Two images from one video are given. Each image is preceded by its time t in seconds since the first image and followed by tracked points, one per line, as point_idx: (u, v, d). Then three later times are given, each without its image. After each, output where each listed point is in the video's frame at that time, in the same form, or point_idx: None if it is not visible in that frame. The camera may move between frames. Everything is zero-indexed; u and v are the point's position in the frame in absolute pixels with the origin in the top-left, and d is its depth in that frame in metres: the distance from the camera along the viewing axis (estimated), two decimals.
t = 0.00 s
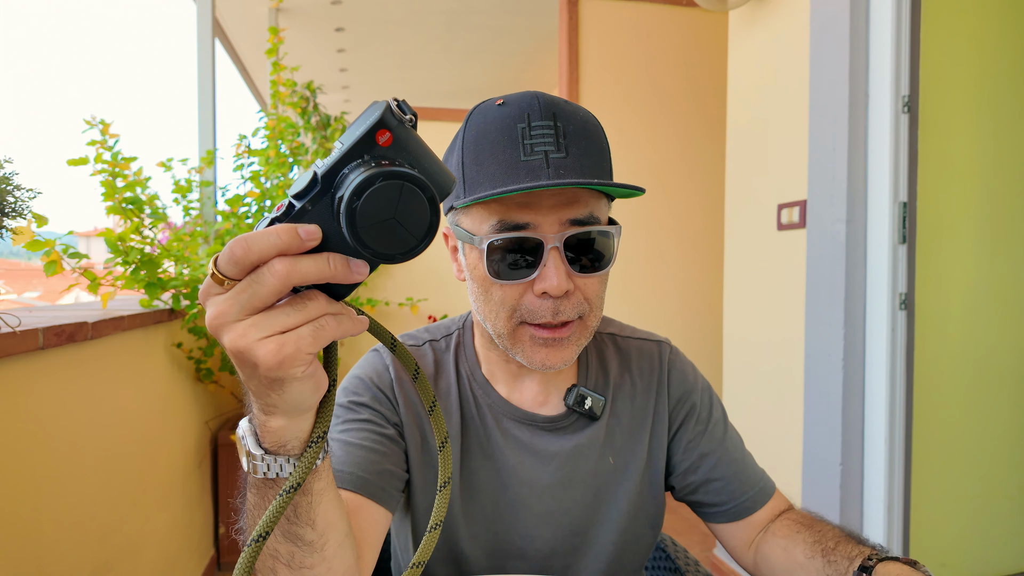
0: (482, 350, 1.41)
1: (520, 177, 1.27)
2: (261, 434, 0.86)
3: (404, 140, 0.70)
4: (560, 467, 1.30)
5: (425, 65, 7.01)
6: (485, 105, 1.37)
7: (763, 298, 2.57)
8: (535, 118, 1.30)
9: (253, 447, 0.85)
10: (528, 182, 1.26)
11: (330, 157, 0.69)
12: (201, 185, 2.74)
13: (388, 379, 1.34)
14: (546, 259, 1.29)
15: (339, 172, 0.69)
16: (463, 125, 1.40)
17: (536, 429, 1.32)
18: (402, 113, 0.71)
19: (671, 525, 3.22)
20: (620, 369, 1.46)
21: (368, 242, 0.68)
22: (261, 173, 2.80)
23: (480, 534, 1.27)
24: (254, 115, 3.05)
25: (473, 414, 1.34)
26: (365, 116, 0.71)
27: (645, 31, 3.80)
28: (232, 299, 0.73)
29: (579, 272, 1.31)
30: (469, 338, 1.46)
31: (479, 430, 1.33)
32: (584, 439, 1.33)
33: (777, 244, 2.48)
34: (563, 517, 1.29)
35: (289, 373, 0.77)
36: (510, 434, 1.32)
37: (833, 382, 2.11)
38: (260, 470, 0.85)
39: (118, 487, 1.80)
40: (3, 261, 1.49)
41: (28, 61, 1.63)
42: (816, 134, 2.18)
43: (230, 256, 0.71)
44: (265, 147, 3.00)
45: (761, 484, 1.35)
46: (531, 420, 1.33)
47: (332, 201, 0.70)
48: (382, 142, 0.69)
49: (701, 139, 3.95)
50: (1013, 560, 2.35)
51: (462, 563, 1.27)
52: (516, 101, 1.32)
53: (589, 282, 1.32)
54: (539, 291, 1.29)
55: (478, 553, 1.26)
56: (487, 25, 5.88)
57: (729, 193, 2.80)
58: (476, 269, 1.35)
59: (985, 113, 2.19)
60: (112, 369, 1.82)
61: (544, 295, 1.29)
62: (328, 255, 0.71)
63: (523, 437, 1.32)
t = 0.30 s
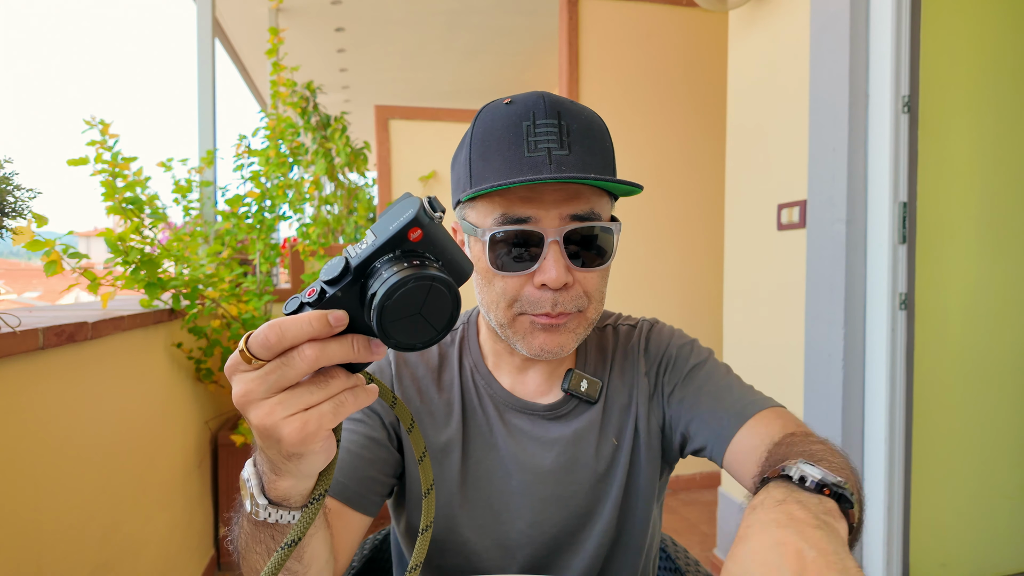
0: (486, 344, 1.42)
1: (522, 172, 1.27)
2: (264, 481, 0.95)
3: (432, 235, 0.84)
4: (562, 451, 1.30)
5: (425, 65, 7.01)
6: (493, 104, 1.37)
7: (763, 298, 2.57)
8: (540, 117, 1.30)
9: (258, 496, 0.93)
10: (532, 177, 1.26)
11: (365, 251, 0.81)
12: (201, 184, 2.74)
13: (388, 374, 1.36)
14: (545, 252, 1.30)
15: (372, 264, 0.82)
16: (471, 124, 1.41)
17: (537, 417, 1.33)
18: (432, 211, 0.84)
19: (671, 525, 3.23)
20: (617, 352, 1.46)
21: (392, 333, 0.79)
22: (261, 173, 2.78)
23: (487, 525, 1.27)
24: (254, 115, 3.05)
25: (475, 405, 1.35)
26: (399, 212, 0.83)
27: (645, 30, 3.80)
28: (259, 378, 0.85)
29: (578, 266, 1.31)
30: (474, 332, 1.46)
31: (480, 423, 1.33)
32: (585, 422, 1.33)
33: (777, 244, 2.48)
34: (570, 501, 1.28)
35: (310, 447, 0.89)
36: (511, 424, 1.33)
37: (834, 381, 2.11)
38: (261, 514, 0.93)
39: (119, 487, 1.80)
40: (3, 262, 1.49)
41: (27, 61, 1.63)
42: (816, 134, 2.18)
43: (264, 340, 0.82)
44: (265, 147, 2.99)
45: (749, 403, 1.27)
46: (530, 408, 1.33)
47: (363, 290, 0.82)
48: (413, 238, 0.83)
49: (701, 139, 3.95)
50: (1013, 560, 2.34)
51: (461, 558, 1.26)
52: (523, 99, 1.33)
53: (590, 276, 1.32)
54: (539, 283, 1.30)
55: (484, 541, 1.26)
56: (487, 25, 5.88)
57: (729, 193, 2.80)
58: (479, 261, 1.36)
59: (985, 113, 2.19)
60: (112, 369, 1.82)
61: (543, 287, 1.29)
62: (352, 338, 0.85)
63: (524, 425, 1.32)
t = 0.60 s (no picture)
0: (456, 350, 1.44)
1: (474, 176, 1.26)
2: (250, 523, 1.00)
3: (396, 294, 0.91)
4: (523, 451, 1.30)
5: (426, 65, 7.01)
6: (445, 108, 1.36)
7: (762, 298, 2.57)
8: (492, 119, 1.29)
9: (245, 538, 0.98)
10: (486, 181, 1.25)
11: (335, 315, 0.88)
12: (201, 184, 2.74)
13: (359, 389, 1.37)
14: (504, 254, 1.30)
15: (340, 328, 0.88)
16: (426, 130, 1.40)
17: (499, 418, 1.34)
18: (396, 273, 0.91)
19: (672, 526, 3.22)
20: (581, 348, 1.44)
21: (363, 392, 0.85)
22: (261, 173, 2.78)
23: (460, 527, 1.29)
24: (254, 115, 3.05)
25: (442, 410, 1.36)
26: (364, 277, 0.89)
27: (644, 31, 3.80)
28: (240, 442, 0.89)
29: (537, 267, 1.31)
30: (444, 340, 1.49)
31: (446, 428, 1.35)
32: (544, 419, 1.33)
33: (777, 244, 2.48)
34: (535, 498, 1.28)
35: (293, 495, 0.95)
36: (475, 426, 1.34)
37: (835, 381, 2.11)
38: (249, 553, 0.99)
39: (119, 488, 1.80)
40: (3, 262, 1.49)
41: (28, 60, 1.63)
42: (817, 134, 2.18)
43: (243, 408, 0.86)
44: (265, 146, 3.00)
45: (700, 396, 1.19)
46: (492, 410, 1.34)
47: (333, 350, 0.88)
48: (378, 299, 0.90)
49: (700, 139, 3.95)
50: (1012, 560, 2.34)
51: (440, 555, 1.29)
52: (475, 103, 1.31)
53: (549, 277, 1.32)
54: (499, 286, 1.29)
55: (459, 543, 1.28)
56: (487, 25, 5.88)
57: (729, 193, 2.80)
58: (440, 267, 1.36)
59: (984, 113, 2.19)
60: (112, 369, 1.82)
61: (503, 290, 1.29)
62: (325, 397, 0.90)
63: (488, 427, 1.33)
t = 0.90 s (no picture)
0: (450, 351, 1.43)
1: (460, 178, 1.27)
2: (251, 528, 1.00)
3: (393, 302, 0.90)
4: (523, 452, 1.31)
5: (426, 65, 7.01)
6: (426, 113, 1.37)
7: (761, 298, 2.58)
8: (473, 122, 1.31)
9: (246, 543, 0.98)
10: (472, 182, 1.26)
11: (332, 323, 0.87)
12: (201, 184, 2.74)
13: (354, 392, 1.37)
14: (495, 254, 1.29)
15: (339, 335, 0.88)
16: (409, 136, 1.41)
17: (500, 418, 1.34)
18: (392, 280, 0.90)
19: (672, 526, 3.23)
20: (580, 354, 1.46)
21: (361, 398, 0.84)
22: (261, 173, 2.78)
23: (454, 526, 1.28)
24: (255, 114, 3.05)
25: (438, 410, 1.36)
26: (361, 283, 0.88)
27: (644, 31, 3.81)
28: (241, 449, 0.89)
29: (529, 264, 1.31)
30: (438, 339, 1.49)
31: (445, 426, 1.35)
32: (547, 422, 1.34)
33: (777, 244, 2.48)
34: (534, 501, 1.29)
35: (294, 503, 0.94)
36: (474, 425, 1.34)
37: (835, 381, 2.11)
38: (250, 558, 0.99)
39: (118, 488, 1.80)
40: (3, 262, 1.49)
41: (28, 61, 1.63)
42: (816, 134, 2.18)
43: (244, 415, 0.86)
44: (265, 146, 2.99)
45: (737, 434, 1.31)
46: (493, 410, 1.34)
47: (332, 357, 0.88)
48: (376, 306, 0.88)
49: (699, 139, 3.95)
50: (1011, 560, 2.35)
51: (434, 555, 1.28)
52: (455, 107, 1.33)
53: (540, 273, 1.32)
54: (492, 285, 1.29)
55: (454, 544, 1.27)
56: (488, 25, 5.88)
57: (729, 193, 2.80)
58: (431, 270, 1.36)
59: (984, 114, 2.19)
60: (112, 368, 1.82)
61: (497, 289, 1.29)
62: (324, 403, 0.89)
63: (487, 426, 1.33)
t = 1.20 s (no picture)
0: (474, 345, 1.44)
1: (504, 173, 1.27)
2: (281, 517, 0.99)
3: (442, 305, 0.90)
4: (546, 451, 1.30)
5: (426, 65, 7.00)
6: (470, 109, 1.36)
7: (762, 298, 2.58)
8: (519, 120, 1.30)
9: (274, 530, 0.99)
10: (515, 178, 1.26)
11: (382, 321, 0.87)
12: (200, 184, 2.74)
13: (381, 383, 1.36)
14: (533, 250, 1.30)
15: (388, 333, 0.88)
16: (451, 130, 1.40)
17: (525, 415, 1.33)
18: (443, 284, 0.91)
19: (671, 526, 3.23)
20: (606, 361, 1.46)
21: (405, 397, 0.84)
22: (260, 173, 2.79)
23: (469, 521, 1.25)
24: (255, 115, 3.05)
25: (461, 405, 1.34)
26: (411, 284, 0.89)
27: (644, 30, 3.81)
28: (285, 439, 0.89)
29: (565, 261, 1.32)
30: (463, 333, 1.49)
31: (468, 420, 1.33)
32: (572, 425, 1.33)
33: (777, 244, 2.48)
34: (553, 503, 1.27)
35: (330, 496, 0.94)
36: (498, 421, 1.33)
37: (834, 381, 2.11)
38: (277, 546, 0.99)
39: (118, 488, 1.80)
40: (3, 262, 1.49)
41: (28, 61, 1.63)
42: (816, 134, 2.18)
43: (290, 407, 0.85)
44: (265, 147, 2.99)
45: (754, 464, 1.36)
46: (519, 407, 1.33)
47: (379, 355, 0.88)
48: (424, 308, 0.89)
49: (700, 139, 3.95)
50: (1012, 560, 2.34)
51: (449, 552, 1.25)
52: (501, 105, 1.33)
53: (574, 271, 1.33)
54: (528, 280, 1.29)
55: (467, 539, 1.25)
56: (487, 25, 5.88)
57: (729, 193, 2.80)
58: (467, 263, 1.35)
59: (985, 114, 2.19)
60: (111, 368, 1.82)
61: (533, 284, 1.29)
62: (368, 399, 0.89)
63: (511, 423, 1.32)
